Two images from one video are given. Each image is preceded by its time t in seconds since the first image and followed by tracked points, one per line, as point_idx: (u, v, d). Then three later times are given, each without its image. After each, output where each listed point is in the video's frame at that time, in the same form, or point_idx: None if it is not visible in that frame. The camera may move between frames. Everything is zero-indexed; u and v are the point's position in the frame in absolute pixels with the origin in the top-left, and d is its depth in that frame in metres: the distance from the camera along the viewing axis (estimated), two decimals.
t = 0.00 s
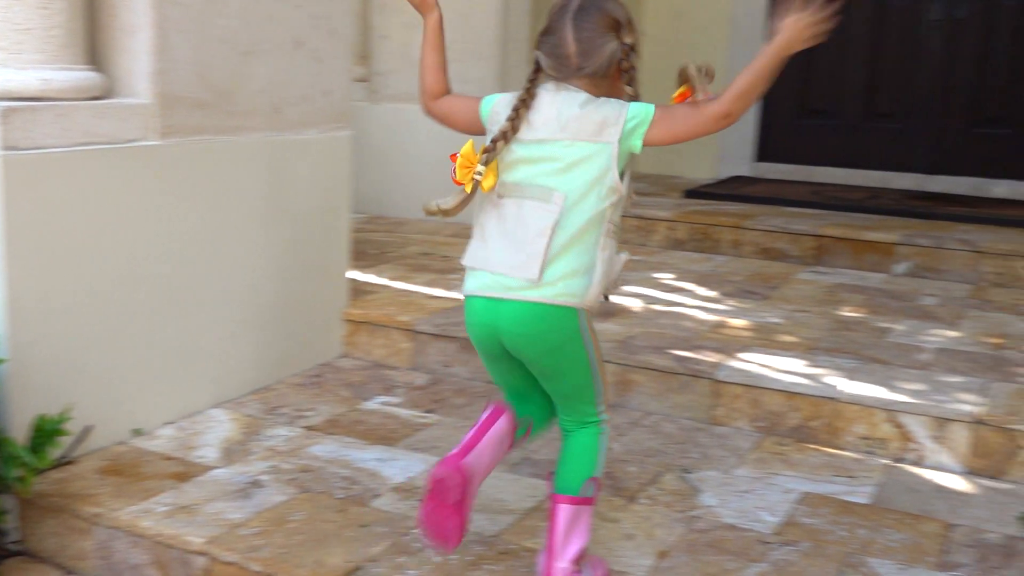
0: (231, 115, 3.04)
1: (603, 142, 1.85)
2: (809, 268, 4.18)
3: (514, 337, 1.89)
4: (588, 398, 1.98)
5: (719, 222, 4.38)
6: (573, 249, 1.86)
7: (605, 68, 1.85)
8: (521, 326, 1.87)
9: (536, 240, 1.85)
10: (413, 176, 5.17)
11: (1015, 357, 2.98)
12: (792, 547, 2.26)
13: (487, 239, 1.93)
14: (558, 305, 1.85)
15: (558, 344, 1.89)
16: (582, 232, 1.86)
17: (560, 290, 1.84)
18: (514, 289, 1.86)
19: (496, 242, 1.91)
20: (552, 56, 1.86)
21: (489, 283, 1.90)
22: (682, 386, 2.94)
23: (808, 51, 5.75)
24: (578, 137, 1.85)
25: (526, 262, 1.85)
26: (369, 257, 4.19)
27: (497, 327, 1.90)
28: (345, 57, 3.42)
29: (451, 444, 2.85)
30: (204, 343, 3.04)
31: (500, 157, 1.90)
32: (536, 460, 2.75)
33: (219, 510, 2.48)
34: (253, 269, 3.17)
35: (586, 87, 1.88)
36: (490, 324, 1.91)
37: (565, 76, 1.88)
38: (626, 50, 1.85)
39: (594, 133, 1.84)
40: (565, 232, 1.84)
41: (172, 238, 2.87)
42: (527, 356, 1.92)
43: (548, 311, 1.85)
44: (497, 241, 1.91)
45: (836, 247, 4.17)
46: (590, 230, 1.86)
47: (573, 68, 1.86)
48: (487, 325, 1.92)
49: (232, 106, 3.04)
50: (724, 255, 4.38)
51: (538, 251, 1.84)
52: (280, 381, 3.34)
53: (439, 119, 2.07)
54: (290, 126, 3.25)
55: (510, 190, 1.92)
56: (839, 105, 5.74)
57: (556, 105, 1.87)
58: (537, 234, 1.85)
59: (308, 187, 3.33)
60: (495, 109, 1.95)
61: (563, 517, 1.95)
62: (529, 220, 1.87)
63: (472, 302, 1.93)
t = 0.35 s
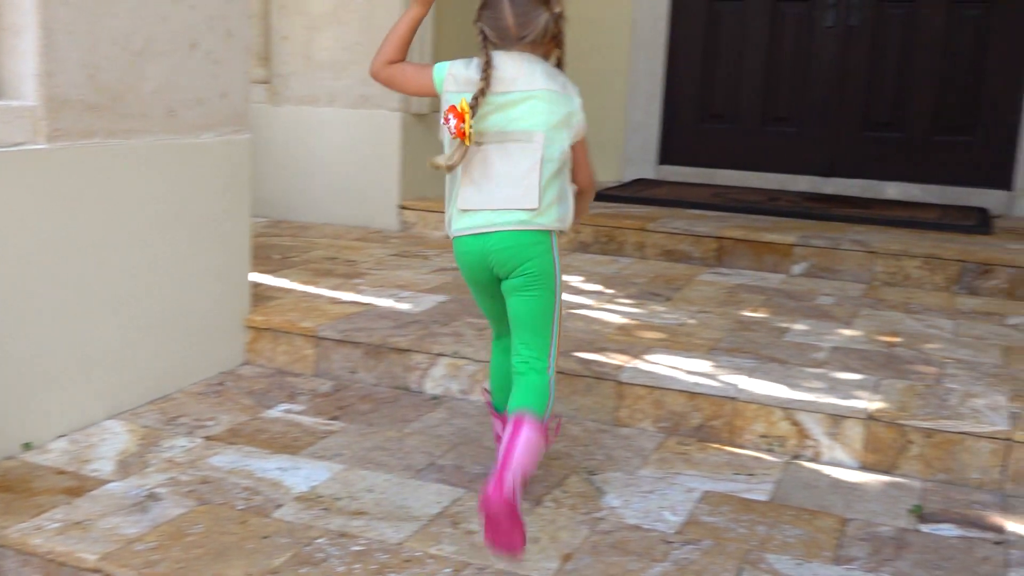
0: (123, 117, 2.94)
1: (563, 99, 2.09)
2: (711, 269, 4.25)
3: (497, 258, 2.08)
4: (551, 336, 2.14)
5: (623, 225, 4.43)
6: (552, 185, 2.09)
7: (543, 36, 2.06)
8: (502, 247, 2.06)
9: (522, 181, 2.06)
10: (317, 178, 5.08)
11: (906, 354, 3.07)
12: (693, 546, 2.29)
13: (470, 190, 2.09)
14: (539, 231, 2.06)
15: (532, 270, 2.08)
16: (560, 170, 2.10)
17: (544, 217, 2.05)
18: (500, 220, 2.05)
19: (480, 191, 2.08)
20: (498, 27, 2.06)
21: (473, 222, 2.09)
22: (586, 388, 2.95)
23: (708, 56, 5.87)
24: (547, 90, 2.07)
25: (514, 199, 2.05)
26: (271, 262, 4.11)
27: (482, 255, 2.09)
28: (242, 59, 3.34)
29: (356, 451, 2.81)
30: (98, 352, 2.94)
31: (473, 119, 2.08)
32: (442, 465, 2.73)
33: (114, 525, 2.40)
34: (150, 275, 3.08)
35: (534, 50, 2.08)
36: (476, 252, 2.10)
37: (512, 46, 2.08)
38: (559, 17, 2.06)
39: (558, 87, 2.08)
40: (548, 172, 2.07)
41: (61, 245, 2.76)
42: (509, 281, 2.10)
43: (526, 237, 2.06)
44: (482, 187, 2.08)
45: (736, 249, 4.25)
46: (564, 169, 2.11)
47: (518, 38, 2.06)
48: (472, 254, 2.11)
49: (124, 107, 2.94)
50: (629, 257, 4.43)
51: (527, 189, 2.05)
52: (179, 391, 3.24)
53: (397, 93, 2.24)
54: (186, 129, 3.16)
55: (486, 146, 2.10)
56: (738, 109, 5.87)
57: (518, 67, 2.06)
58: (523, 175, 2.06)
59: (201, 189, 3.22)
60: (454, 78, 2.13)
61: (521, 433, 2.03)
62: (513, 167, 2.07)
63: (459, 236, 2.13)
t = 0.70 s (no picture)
0: (47, 131, 2.79)
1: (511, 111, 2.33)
2: (645, 278, 4.29)
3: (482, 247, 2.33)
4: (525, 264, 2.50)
5: (558, 236, 4.44)
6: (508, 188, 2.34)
7: (497, 53, 2.33)
8: (485, 239, 2.32)
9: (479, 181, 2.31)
10: (250, 191, 5.02)
11: (836, 362, 3.12)
12: (629, 558, 2.29)
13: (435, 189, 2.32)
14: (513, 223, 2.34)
15: (514, 244, 2.38)
16: (508, 176, 2.34)
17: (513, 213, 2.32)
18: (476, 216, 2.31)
19: (443, 190, 2.32)
20: (457, 43, 2.33)
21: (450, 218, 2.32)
22: (522, 402, 2.95)
23: (641, 67, 5.91)
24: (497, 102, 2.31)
25: (480, 198, 2.30)
26: (202, 277, 4.04)
27: (464, 248, 2.34)
28: (170, 71, 3.24)
29: (290, 469, 2.76)
30: (22, 375, 2.80)
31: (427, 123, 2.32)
32: (377, 481, 2.69)
33: (38, 551, 2.33)
34: (75, 293, 2.94)
35: (488, 68, 2.35)
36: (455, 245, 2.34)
37: (470, 61, 2.35)
38: (514, 39, 2.33)
39: (508, 100, 2.33)
40: (499, 176, 2.32)
41: None
42: (493, 260, 2.39)
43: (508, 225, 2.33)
44: (448, 187, 2.32)
45: (670, 259, 4.30)
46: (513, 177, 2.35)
47: (476, 53, 2.33)
48: (452, 248, 2.34)
49: (48, 122, 2.80)
50: (565, 267, 4.45)
51: (488, 189, 2.30)
52: (107, 411, 3.12)
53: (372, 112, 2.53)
54: (111, 143, 3.03)
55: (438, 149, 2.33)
56: (670, 120, 5.92)
57: (473, 81, 2.32)
58: (488, 177, 2.31)
59: (134, 207, 3.13)
60: (419, 89, 2.39)
61: (511, 293, 2.49)
62: (468, 168, 2.31)
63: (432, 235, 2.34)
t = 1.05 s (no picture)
0: None
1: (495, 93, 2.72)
2: (598, 301, 4.31)
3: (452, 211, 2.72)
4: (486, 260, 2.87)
5: (511, 260, 4.46)
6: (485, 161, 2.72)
7: (493, 50, 2.74)
8: (456, 205, 2.72)
9: (458, 153, 2.71)
10: (200, 216, 4.97)
11: (786, 383, 3.15)
12: None
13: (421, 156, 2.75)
14: (482, 198, 2.73)
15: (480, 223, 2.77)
16: (487, 150, 2.73)
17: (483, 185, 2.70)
18: (450, 181, 2.71)
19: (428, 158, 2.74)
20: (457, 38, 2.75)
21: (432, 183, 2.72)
22: (475, 427, 2.93)
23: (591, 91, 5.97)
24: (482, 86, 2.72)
25: (456, 166, 2.70)
26: (151, 304, 3.98)
27: (439, 214, 2.73)
28: (115, 99, 3.19)
29: (240, 499, 2.70)
30: None
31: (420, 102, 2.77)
32: (329, 510, 2.64)
33: None
34: (17, 322, 2.87)
35: (482, 60, 2.75)
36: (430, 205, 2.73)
37: (468, 53, 2.76)
38: (509, 38, 2.75)
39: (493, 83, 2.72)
40: (477, 149, 2.70)
41: None
42: (460, 233, 2.76)
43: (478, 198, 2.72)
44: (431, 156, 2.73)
45: (622, 282, 4.32)
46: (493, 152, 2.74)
47: (474, 48, 2.74)
48: (429, 210, 2.73)
49: None
50: (518, 291, 4.46)
51: (465, 158, 2.70)
52: (51, 443, 3.04)
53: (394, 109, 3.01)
54: (55, 171, 2.97)
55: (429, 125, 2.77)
56: (621, 143, 5.97)
57: (465, 68, 2.74)
58: (469, 150, 2.70)
59: (79, 235, 3.08)
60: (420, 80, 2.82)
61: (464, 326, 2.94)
62: (450, 142, 2.73)
63: (414, 192, 2.76)
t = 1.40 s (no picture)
0: None
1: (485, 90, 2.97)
2: (572, 319, 4.32)
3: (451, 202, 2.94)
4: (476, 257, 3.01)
5: (484, 279, 4.46)
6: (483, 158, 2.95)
7: (478, 51, 2.98)
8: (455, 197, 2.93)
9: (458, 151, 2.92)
10: (171, 237, 4.93)
11: (759, 400, 3.16)
12: None
13: (421, 158, 2.93)
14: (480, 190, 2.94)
15: (473, 222, 2.97)
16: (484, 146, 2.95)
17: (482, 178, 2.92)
18: (451, 178, 2.92)
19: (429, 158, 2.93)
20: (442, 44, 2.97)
21: (429, 181, 2.94)
22: (449, 447, 2.92)
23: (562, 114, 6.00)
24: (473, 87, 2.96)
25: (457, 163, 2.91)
26: (121, 327, 3.95)
27: (438, 205, 2.95)
28: (84, 120, 3.16)
29: (212, 524, 2.67)
30: None
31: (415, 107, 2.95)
32: (302, 534, 2.61)
33: None
34: None
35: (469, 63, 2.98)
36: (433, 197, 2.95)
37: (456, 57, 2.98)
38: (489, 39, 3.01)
39: (483, 85, 2.98)
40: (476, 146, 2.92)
41: None
42: (455, 223, 2.97)
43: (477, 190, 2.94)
44: (432, 156, 2.92)
45: (595, 300, 4.33)
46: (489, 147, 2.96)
47: (460, 51, 2.97)
48: (429, 201, 2.95)
49: None
50: (492, 309, 4.46)
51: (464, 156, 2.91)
52: (19, 468, 2.99)
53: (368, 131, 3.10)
54: (23, 194, 2.94)
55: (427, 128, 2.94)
56: (594, 161, 6.00)
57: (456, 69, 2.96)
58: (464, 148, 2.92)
59: (45, 260, 3.03)
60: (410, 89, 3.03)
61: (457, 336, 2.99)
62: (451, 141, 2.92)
63: (416, 191, 2.97)
